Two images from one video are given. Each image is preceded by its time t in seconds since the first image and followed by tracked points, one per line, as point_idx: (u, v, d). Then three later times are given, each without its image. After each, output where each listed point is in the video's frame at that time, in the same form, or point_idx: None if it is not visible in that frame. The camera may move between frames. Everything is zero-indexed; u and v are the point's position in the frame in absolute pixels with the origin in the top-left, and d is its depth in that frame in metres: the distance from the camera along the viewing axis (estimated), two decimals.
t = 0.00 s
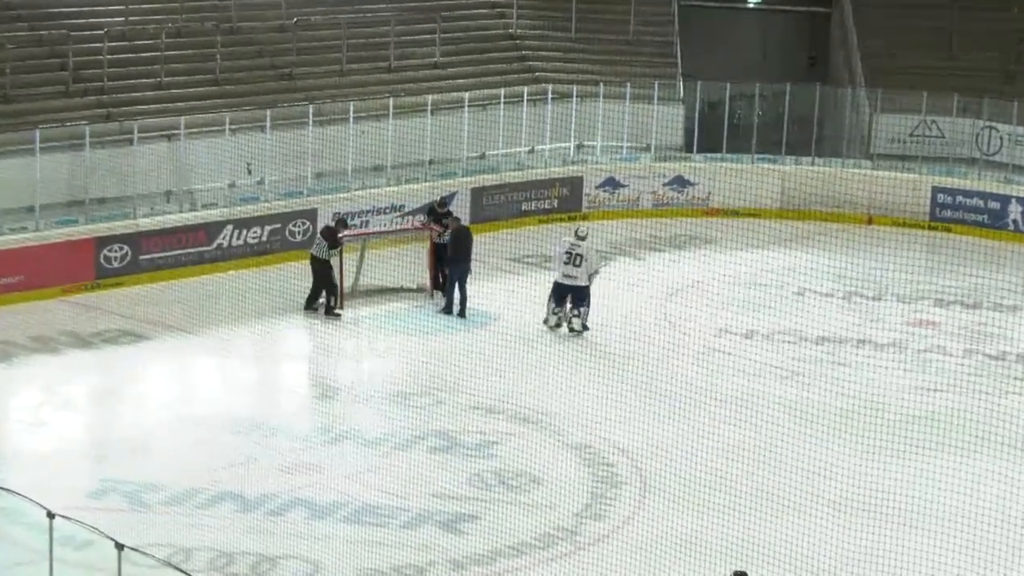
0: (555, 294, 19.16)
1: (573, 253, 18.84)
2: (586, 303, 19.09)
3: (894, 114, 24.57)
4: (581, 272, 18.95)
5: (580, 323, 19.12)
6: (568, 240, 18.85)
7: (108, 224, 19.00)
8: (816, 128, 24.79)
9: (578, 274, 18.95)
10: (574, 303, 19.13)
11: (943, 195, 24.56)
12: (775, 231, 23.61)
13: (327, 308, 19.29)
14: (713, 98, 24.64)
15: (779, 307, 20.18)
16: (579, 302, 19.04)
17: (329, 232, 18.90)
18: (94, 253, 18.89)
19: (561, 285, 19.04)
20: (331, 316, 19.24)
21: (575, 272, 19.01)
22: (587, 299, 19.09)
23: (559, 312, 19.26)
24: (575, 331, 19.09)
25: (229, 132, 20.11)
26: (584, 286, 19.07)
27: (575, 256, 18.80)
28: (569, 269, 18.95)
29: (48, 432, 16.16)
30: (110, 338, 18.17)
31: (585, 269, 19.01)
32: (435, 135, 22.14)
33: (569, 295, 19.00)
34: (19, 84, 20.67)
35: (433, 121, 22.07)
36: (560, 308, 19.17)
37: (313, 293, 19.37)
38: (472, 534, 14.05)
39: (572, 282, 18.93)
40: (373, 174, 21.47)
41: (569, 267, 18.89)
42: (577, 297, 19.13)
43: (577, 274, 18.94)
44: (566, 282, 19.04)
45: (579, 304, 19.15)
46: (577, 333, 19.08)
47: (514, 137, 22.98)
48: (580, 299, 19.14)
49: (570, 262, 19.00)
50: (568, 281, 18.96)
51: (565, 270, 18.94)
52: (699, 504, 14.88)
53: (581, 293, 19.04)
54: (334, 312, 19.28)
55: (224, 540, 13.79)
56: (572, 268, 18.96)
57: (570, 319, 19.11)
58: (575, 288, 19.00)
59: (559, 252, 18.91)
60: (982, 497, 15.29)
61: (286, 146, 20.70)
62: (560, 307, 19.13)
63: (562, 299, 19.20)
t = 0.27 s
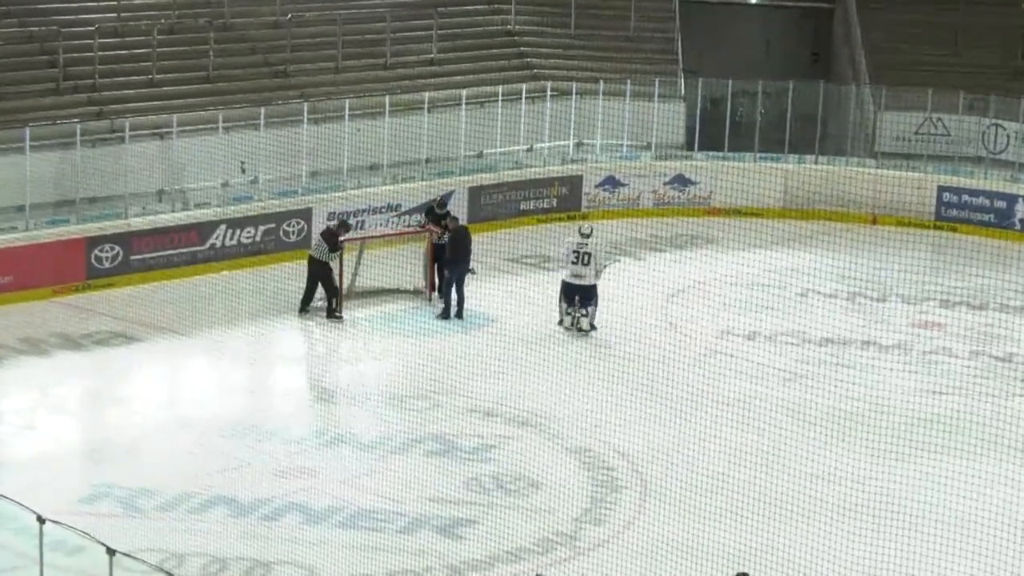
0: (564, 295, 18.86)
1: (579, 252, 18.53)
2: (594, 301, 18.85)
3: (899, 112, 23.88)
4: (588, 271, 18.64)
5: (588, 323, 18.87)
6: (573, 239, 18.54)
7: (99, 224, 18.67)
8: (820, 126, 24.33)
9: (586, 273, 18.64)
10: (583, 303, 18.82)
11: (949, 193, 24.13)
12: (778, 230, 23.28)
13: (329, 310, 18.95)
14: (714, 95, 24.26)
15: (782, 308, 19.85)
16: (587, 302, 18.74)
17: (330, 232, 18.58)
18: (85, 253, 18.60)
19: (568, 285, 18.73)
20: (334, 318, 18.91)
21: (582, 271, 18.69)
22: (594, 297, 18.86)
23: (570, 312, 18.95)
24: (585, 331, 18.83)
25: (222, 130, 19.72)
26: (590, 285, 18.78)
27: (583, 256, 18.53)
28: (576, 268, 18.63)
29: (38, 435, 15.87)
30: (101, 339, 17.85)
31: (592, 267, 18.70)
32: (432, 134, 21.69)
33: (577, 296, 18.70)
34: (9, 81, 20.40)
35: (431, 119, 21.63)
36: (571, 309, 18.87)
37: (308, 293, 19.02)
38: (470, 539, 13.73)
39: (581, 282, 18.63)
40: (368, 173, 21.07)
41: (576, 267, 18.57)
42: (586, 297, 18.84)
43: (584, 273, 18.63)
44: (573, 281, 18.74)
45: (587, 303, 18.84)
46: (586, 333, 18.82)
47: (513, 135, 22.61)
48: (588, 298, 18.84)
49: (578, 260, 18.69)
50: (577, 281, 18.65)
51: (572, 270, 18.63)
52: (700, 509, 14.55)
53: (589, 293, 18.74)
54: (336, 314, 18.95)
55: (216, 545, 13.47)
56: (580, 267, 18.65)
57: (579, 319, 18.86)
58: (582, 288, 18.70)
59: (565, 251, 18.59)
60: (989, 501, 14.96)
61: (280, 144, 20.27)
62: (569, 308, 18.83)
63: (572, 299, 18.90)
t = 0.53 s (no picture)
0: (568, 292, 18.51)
1: (582, 250, 18.23)
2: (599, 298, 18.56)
3: (903, 107, 23.44)
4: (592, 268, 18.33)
5: (594, 321, 18.60)
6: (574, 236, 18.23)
7: (88, 223, 18.28)
8: (822, 124, 23.80)
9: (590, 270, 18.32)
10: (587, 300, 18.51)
11: (953, 191, 23.81)
12: (778, 228, 22.96)
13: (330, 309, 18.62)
14: (715, 92, 23.72)
15: (783, 307, 19.53)
16: (592, 300, 18.41)
17: (329, 232, 18.23)
18: (74, 252, 18.21)
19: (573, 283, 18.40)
20: (334, 318, 18.59)
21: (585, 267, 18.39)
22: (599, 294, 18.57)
23: (575, 309, 18.62)
24: (592, 329, 18.56)
25: (214, 127, 19.39)
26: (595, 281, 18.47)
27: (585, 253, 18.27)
28: (581, 266, 18.32)
29: (28, 437, 15.56)
30: (90, 340, 17.51)
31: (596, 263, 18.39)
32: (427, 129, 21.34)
33: (583, 293, 18.38)
34: None
35: (427, 113, 21.27)
36: (576, 306, 18.53)
37: (302, 292, 18.68)
38: (467, 543, 13.40)
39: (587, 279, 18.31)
40: (362, 170, 20.85)
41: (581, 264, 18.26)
42: (591, 295, 18.50)
43: (589, 270, 18.32)
44: (578, 280, 18.43)
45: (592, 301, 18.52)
46: (593, 330, 18.55)
47: (509, 129, 22.36)
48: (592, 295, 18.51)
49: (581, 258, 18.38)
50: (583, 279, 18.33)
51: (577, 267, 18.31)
52: (700, 511, 14.23)
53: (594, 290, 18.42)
54: (335, 314, 18.60)
55: (208, 549, 13.14)
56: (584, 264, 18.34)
57: (585, 318, 18.58)
58: (586, 286, 18.41)
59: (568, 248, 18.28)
60: (994, 504, 14.63)
61: (273, 140, 19.88)
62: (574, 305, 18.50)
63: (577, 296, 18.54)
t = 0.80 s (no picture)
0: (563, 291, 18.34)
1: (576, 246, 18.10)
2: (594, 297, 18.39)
3: (902, 104, 23.28)
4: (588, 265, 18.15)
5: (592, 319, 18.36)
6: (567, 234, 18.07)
7: (75, 222, 17.96)
8: (821, 120, 23.55)
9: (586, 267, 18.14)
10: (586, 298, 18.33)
11: (954, 188, 23.36)
12: (775, 227, 22.68)
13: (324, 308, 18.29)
14: (712, 88, 23.48)
15: (781, 307, 19.24)
16: (589, 297, 18.23)
17: (323, 232, 17.93)
18: (61, 252, 17.85)
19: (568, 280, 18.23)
20: (327, 319, 18.27)
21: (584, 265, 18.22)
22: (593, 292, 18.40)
23: (571, 307, 18.43)
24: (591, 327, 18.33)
25: (203, 124, 19.10)
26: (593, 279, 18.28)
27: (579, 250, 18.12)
28: (576, 263, 18.15)
29: (15, 439, 15.29)
30: (77, 341, 17.23)
31: (593, 260, 18.21)
32: (420, 127, 21.03)
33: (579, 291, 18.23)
34: None
35: (419, 112, 21.02)
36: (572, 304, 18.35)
37: (293, 292, 18.36)
38: (460, 547, 13.11)
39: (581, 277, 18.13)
40: (354, 168, 20.52)
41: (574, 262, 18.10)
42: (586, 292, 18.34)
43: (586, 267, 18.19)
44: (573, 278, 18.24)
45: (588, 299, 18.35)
46: (592, 328, 18.31)
47: (503, 127, 22.05)
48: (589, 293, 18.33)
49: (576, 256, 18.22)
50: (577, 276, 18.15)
51: (571, 265, 18.14)
52: (696, 514, 13.95)
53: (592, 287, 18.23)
54: (329, 316, 18.29)
55: (196, 553, 12.86)
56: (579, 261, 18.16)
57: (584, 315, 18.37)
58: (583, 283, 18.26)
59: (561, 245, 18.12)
60: (996, 506, 14.34)
61: (264, 138, 19.68)
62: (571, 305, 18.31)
63: (572, 295, 18.37)
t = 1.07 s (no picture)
0: (554, 288, 18.19)
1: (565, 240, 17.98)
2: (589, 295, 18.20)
3: (904, 101, 22.73)
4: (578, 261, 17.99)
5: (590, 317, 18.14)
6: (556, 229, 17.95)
7: (64, 221, 17.64)
8: (822, 118, 23.19)
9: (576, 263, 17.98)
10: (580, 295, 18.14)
11: (957, 186, 23.07)
12: (775, 228, 22.38)
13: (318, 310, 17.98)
14: (712, 85, 23.10)
15: (782, 308, 18.93)
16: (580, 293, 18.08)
17: (317, 232, 17.63)
18: (50, 251, 17.52)
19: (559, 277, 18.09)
20: (324, 320, 17.96)
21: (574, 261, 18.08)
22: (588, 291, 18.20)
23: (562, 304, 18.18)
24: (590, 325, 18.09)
25: (193, 121, 18.81)
26: (586, 275, 18.10)
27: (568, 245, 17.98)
28: (564, 259, 18.01)
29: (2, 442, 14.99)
30: (66, 342, 16.93)
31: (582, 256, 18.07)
32: (415, 125, 20.73)
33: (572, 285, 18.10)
34: None
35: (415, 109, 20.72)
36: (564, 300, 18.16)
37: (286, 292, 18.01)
38: (456, 551, 12.81)
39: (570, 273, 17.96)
40: (347, 167, 20.17)
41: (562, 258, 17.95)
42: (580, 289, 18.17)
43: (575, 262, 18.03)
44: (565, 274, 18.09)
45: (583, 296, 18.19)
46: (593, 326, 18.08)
47: (500, 123, 21.61)
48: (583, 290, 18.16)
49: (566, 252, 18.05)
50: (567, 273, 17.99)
51: (560, 261, 18.01)
52: (696, 519, 13.64)
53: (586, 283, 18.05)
54: (324, 316, 17.98)
55: (186, 557, 12.55)
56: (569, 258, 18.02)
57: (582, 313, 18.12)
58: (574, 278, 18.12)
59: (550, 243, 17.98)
60: (1002, 510, 14.03)
61: (254, 137, 19.37)
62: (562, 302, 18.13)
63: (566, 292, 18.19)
